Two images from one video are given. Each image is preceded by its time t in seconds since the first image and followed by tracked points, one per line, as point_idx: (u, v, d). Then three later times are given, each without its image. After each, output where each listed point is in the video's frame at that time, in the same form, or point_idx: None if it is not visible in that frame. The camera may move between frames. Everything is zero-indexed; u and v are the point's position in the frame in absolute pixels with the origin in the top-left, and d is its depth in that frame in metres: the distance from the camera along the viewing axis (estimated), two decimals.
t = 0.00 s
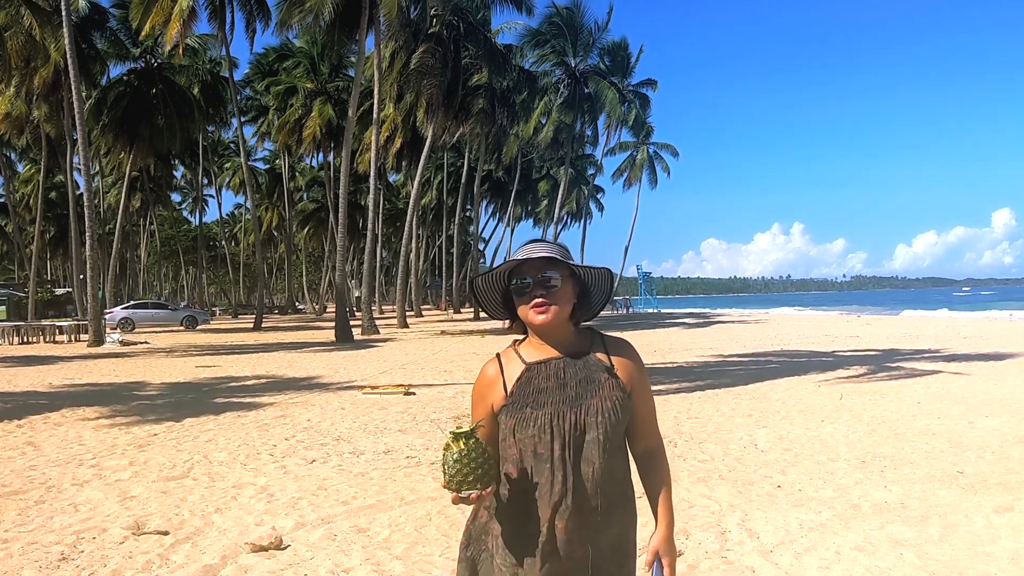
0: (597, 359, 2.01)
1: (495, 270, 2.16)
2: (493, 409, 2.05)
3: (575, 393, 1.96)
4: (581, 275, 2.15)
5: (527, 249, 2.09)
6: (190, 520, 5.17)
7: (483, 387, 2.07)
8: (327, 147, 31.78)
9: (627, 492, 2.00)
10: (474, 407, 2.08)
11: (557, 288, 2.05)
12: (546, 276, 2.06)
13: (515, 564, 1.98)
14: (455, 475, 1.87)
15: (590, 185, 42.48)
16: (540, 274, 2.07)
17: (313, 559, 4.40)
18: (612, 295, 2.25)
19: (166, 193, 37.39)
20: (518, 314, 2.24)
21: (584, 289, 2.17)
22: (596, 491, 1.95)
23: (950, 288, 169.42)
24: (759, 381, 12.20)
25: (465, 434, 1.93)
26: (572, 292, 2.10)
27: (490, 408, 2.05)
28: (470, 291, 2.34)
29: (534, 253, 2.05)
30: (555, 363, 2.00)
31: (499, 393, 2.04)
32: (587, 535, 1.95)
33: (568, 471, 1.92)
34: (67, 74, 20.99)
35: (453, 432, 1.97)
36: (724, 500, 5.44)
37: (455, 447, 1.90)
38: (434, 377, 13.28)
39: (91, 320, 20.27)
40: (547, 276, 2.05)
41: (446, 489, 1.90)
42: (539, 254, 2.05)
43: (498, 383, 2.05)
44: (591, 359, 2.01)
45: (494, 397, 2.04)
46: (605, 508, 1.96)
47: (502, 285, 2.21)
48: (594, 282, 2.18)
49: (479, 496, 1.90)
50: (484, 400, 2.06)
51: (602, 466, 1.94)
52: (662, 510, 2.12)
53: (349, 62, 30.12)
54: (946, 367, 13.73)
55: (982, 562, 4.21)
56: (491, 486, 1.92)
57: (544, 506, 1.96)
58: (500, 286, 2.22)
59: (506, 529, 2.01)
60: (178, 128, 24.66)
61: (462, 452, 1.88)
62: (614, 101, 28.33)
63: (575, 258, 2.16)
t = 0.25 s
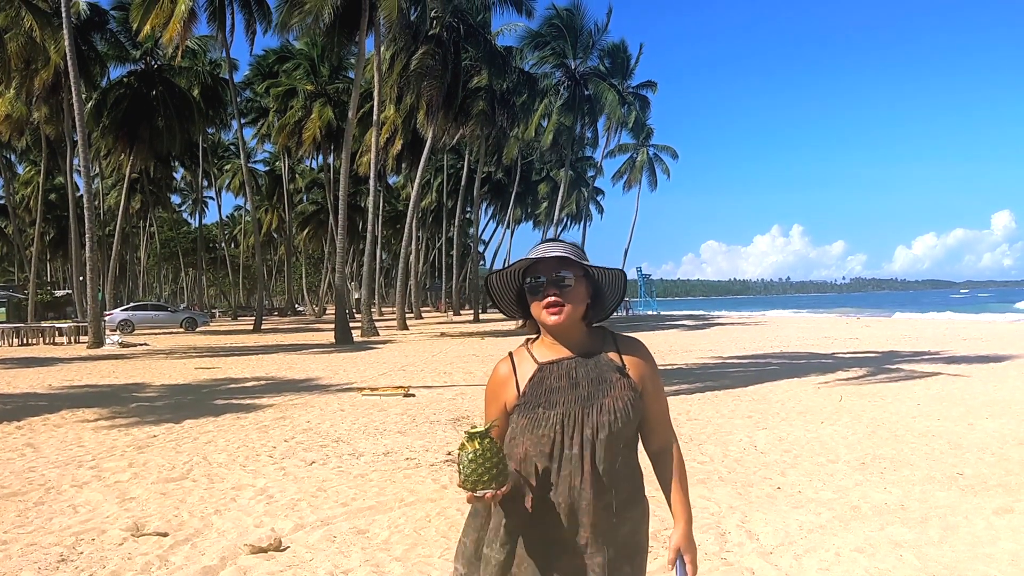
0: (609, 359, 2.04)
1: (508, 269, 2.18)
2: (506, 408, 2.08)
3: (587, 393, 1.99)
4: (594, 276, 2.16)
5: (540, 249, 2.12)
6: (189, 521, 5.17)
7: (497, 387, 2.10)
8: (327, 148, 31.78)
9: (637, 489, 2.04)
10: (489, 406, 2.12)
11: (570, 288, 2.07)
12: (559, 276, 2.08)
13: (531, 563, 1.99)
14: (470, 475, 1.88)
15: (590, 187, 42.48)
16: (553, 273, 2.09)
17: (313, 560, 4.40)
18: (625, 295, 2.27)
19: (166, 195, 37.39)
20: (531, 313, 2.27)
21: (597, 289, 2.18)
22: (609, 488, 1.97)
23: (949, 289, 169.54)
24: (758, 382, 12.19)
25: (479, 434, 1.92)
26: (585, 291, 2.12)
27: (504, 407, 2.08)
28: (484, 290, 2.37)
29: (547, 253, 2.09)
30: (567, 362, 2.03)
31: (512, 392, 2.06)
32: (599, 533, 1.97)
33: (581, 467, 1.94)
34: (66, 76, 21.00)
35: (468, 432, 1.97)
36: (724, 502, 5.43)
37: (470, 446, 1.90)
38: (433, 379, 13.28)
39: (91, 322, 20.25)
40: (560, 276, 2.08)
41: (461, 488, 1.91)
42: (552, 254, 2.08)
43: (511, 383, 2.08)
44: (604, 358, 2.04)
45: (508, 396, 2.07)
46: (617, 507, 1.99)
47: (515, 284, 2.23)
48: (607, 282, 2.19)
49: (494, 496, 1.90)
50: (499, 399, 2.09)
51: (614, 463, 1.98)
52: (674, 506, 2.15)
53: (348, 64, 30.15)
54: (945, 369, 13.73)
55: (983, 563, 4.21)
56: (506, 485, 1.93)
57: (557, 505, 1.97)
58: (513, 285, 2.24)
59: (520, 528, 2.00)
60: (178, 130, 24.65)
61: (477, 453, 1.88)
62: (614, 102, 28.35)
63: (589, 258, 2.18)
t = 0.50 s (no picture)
0: (613, 359, 2.04)
1: (515, 269, 2.19)
2: (509, 404, 2.08)
3: (590, 392, 1.99)
4: (601, 277, 2.16)
5: (548, 249, 2.12)
6: (188, 521, 5.17)
7: (500, 383, 2.10)
8: (327, 149, 31.76)
9: (639, 488, 2.04)
10: (493, 403, 2.12)
11: (577, 288, 2.07)
12: (566, 276, 2.08)
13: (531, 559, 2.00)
14: (474, 474, 1.92)
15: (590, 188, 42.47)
16: (560, 273, 2.09)
17: (312, 560, 4.40)
18: (632, 295, 2.26)
19: (166, 196, 37.41)
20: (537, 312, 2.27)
21: (603, 289, 2.18)
22: (610, 488, 1.98)
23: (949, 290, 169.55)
24: (759, 383, 12.19)
25: (483, 433, 1.96)
26: (592, 292, 2.12)
27: (506, 404, 2.07)
28: (490, 288, 2.37)
29: (554, 253, 2.09)
30: (571, 361, 2.03)
31: (516, 389, 2.06)
32: (600, 531, 1.98)
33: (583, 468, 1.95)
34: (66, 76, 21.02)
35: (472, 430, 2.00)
36: (723, 502, 5.43)
37: (474, 446, 1.93)
38: (433, 379, 13.29)
39: (91, 323, 20.25)
40: (567, 276, 2.08)
41: (465, 487, 1.95)
42: (560, 253, 2.09)
43: (514, 379, 2.08)
44: (607, 359, 2.04)
45: (511, 393, 2.06)
46: (618, 505, 2.00)
47: (523, 282, 2.23)
48: (614, 283, 2.19)
49: (496, 495, 1.94)
50: (501, 396, 2.09)
51: (616, 464, 1.98)
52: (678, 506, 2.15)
53: (348, 65, 30.18)
54: (945, 369, 13.72)
55: (982, 564, 4.21)
56: (509, 484, 1.96)
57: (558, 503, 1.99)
58: (520, 284, 2.24)
59: (520, 524, 2.03)
60: (178, 131, 24.67)
61: (480, 452, 1.92)
62: (613, 103, 28.37)
63: (596, 259, 2.17)
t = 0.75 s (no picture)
0: (613, 358, 2.04)
1: (520, 265, 2.19)
2: (509, 399, 2.08)
3: (591, 390, 1.99)
4: (605, 277, 2.17)
5: (552, 247, 2.13)
6: (188, 520, 5.17)
7: (501, 377, 2.11)
8: (326, 148, 31.74)
9: (638, 487, 2.05)
10: (494, 397, 2.12)
11: (580, 286, 2.07)
12: (570, 275, 2.09)
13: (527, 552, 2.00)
14: (473, 462, 1.92)
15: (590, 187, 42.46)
16: (566, 271, 2.10)
17: (311, 559, 4.40)
18: (634, 297, 2.27)
19: (166, 195, 37.42)
20: (540, 308, 2.27)
21: (605, 289, 2.19)
22: (609, 486, 1.98)
23: (949, 289, 169.58)
24: (758, 382, 12.19)
25: (483, 422, 1.96)
26: (595, 290, 2.13)
27: (507, 398, 2.09)
28: (494, 285, 2.37)
29: (559, 251, 2.10)
30: (572, 359, 2.04)
31: (516, 384, 2.08)
32: (598, 527, 1.98)
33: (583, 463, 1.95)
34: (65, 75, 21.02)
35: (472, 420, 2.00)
36: (721, 501, 5.44)
37: (474, 434, 1.93)
38: (432, 378, 13.29)
39: (91, 322, 20.26)
40: (571, 274, 2.09)
41: (463, 477, 1.94)
42: (565, 252, 2.09)
43: (515, 374, 2.09)
44: (607, 357, 2.04)
45: (512, 388, 2.08)
46: (615, 503, 2.00)
47: (526, 279, 2.23)
48: (618, 283, 2.19)
49: (496, 483, 1.94)
50: (502, 391, 2.10)
51: (615, 460, 1.97)
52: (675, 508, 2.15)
53: (348, 64, 30.19)
54: (944, 369, 13.71)
55: (981, 562, 4.20)
56: (508, 474, 1.96)
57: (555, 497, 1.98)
58: (523, 281, 2.24)
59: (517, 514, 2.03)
60: (178, 131, 24.68)
61: (480, 440, 1.91)
62: (613, 103, 28.38)
63: (600, 259, 2.18)
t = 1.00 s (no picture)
0: (612, 355, 2.04)
1: (520, 261, 2.19)
2: (508, 395, 2.08)
3: (589, 386, 1.99)
4: (606, 273, 2.16)
5: (554, 243, 2.13)
6: (187, 517, 5.17)
7: (500, 374, 2.11)
8: (326, 146, 31.70)
9: (636, 483, 2.05)
10: (493, 393, 2.13)
11: (581, 282, 2.07)
12: (571, 270, 2.08)
13: (526, 546, 2.01)
14: (472, 458, 1.91)
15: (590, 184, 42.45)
16: (566, 267, 2.09)
17: (310, 556, 4.40)
18: (634, 294, 2.27)
19: (166, 193, 37.40)
20: (540, 303, 2.26)
21: (606, 286, 2.19)
22: (608, 483, 1.98)
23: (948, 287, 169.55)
24: (757, 380, 12.19)
25: (481, 420, 1.96)
26: (595, 287, 2.13)
27: (506, 393, 2.09)
28: (495, 280, 2.36)
29: (560, 247, 2.09)
30: (572, 355, 2.04)
31: (515, 379, 2.08)
32: (596, 523, 1.98)
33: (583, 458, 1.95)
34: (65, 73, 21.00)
35: (472, 415, 2.00)
36: (721, 498, 5.44)
37: (472, 431, 1.94)
38: (432, 376, 13.29)
39: (91, 320, 20.25)
40: (572, 270, 2.08)
41: (462, 471, 1.94)
42: (565, 247, 2.09)
43: (515, 370, 2.09)
44: (606, 354, 2.04)
45: (511, 382, 2.08)
46: (614, 499, 2.00)
47: (526, 275, 2.23)
48: (618, 280, 2.19)
49: (494, 480, 1.94)
50: (501, 387, 2.10)
51: (614, 456, 1.98)
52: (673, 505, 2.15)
53: (348, 62, 30.17)
54: (943, 366, 13.72)
55: (979, 559, 4.20)
56: (507, 469, 1.96)
57: (553, 493, 1.99)
58: (523, 277, 2.24)
59: (516, 510, 2.03)
60: (178, 129, 24.67)
61: (479, 437, 1.91)
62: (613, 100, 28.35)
63: (601, 255, 2.17)
